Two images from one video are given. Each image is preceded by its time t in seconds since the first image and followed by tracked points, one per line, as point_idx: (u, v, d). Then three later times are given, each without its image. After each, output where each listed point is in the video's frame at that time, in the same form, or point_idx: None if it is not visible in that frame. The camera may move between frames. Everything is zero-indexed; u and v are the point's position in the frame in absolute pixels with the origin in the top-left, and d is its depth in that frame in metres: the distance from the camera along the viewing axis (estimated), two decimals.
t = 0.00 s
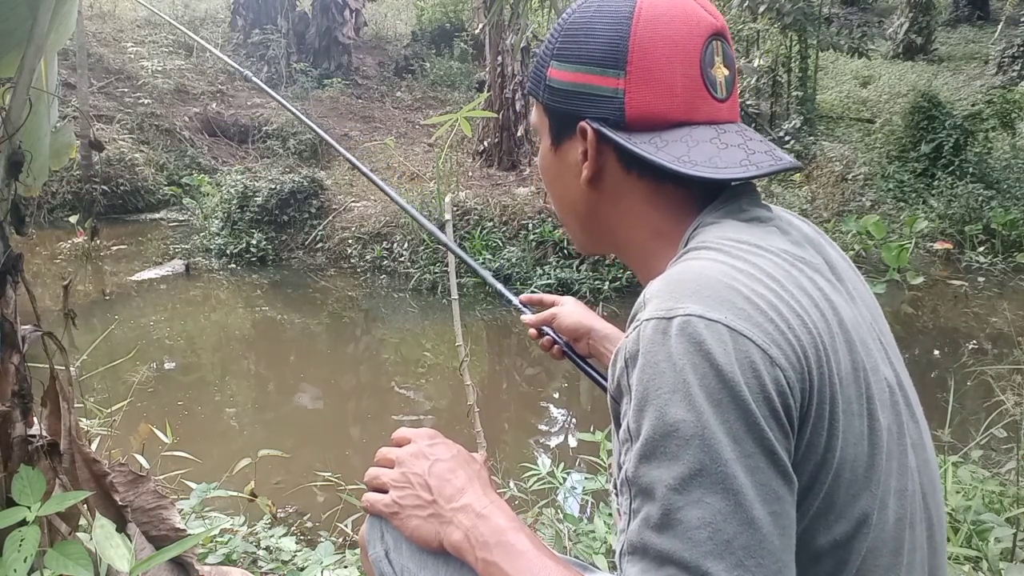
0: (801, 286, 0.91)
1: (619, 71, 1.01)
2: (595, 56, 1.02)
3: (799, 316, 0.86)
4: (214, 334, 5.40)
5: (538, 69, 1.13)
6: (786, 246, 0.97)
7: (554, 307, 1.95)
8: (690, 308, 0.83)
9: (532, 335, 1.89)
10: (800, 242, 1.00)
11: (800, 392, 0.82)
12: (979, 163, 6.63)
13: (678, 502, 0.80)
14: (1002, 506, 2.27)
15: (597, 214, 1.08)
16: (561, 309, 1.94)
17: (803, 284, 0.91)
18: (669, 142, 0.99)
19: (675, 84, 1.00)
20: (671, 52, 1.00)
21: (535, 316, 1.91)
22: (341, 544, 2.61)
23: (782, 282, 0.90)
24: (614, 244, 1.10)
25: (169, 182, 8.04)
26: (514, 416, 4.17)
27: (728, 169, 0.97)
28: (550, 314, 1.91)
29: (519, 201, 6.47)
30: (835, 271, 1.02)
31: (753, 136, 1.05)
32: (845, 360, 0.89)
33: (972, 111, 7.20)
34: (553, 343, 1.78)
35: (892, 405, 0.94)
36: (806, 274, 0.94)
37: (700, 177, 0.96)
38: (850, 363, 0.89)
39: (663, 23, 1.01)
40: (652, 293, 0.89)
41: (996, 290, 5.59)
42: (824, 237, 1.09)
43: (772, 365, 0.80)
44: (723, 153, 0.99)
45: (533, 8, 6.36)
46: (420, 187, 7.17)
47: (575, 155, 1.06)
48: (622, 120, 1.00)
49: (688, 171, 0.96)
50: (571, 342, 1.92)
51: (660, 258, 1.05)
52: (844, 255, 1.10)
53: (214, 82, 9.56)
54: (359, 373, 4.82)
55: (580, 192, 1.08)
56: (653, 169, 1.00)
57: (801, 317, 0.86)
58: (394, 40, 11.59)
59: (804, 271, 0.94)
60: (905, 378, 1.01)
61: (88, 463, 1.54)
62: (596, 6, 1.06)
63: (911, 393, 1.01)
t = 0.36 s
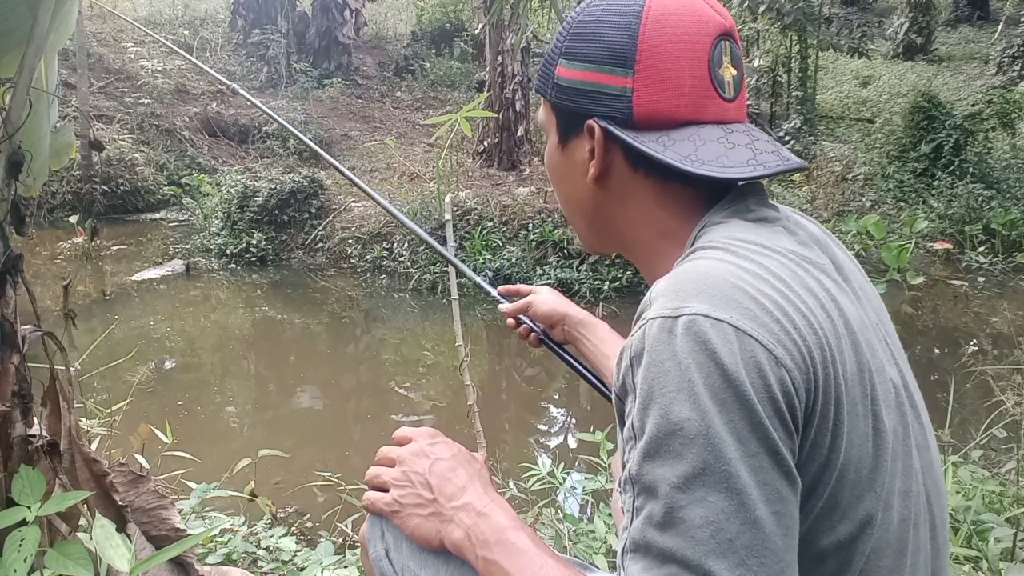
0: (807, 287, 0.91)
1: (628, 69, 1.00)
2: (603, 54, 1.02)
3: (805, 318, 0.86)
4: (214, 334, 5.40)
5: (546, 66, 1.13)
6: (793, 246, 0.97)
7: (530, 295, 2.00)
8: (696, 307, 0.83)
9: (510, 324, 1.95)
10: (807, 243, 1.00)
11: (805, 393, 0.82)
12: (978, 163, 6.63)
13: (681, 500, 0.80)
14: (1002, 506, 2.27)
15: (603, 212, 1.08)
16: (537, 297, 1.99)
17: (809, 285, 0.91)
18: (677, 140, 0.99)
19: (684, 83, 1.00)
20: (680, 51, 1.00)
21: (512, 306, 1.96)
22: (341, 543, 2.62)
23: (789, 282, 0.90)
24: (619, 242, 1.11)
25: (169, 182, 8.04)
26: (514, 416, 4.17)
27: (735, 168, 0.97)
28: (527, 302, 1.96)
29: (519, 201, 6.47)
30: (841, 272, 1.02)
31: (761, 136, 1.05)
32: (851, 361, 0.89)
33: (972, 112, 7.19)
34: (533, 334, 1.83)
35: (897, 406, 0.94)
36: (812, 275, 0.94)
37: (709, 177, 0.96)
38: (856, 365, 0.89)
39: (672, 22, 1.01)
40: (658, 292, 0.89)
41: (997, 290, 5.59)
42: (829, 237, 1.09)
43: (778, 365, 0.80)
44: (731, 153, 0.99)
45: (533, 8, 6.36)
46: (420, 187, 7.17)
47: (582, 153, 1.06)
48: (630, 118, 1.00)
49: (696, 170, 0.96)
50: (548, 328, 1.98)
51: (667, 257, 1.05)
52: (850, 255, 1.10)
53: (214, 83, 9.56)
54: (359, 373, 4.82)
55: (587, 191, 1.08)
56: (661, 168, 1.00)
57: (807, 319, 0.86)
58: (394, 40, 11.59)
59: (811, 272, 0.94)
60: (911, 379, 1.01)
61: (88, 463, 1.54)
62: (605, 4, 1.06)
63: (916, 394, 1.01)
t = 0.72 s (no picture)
0: (811, 290, 0.91)
1: (630, 69, 1.00)
2: (606, 53, 1.02)
3: (809, 321, 0.86)
4: (214, 334, 5.40)
5: (547, 64, 1.13)
6: (796, 248, 0.97)
7: (522, 295, 2.02)
8: (699, 310, 0.83)
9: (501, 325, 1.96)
10: (810, 244, 1.00)
11: (809, 397, 0.82)
12: (979, 163, 6.63)
13: (685, 505, 0.80)
14: (1001, 505, 2.27)
15: (604, 211, 1.08)
16: (529, 298, 2.00)
17: (813, 287, 0.91)
18: (679, 141, 0.99)
19: (686, 84, 1.00)
20: (683, 51, 1.00)
21: (504, 307, 1.98)
22: (341, 543, 2.62)
23: (794, 285, 0.89)
24: (620, 241, 1.10)
25: (169, 182, 8.04)
26: (514, 416, 4.17)
27: (737, 170, 0.97)
28: (517, 302, 1.98)
29: (519, 201, 6.47)
30: (844, 272, 1.02)
31: (763, 137, 1.05)
32: (854, 364, 0.89)
33: (972, 112, 7.19)
34: (522, 332, 1.84)
35: (901, 409, 0.94)
36: (816, 278, 0.94)
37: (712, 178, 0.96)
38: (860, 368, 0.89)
39: (676, 22, 1.01)
40: (661, 295, 0.89)
41: (997, 290, 5.60)
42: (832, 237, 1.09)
43: (782, 369, 0.80)
44: (733, 154, 0.99)
45: (533, 8, 6.36)
46: (420, 187, 7.17)
47: (584, 153, 1.06)
48: (632, 119, 1.00)
49: (699, 172, 0.96)
50: (540, 328, 1.99)
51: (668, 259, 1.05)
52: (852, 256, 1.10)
53: (214, 83, 9.57)
54: (359, 373, 4.82)
55: (588, 190, 1.08)
56: (662, 170, 1.00)
57: (812, 322, 0.86)
58: (394, 40, 11.59)
59: (815, 274, 0.94)
60: (914, 381, 1.01)
61: (88, 463, 1.54)
62: (609, 3, 1.06)
63: (919, 395, 1.01)
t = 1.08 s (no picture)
0: (809, 293, 0.91)
1: (626, 70, 1.00)
2: (603, 54, 1.02)
3: (808, 325, 0.86)
4: (214, 334, 5.40)
5: (544, 66, 1.13)
6: (793, 250, 0.97)
7: (521, 300, 2.01)
8: (697, 315, 0.83)
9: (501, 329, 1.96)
10: (808, 245, 1.00)
11: (808, 402, 0.82)
12: (979, 163, 6.63)
13: (683, 511, 0.80)
14: (1002, 505, 2.27)
15: (601, 213, 1.08)
16: (528, 301, 2.00)
17: (812, 289, 0.91)
18: (675, 143, 0.99)
19: (682, 85, 1.00)
20: (678, 52, 1.00)
21: (503, 311, 1.98)
22: (341, 543, 2.62)
23: (793, 288, 0.89)
24: (618, 243, 1.10)
25: (170, 182, 8.04)
26: (514, 416, 4.17)
27: (734, 171, 0.97)
28: (516, 307, 1.98)
29: (519, 201, 6.47)
30: (842, 273, 1.02)
31: (760, 138, 1.05)
32: (853, 368, 0.89)
33: (972, 112, 7.19)
34: (522, 336, 1.84)
35: (901, 411, 0.94)
36: (815, 280, 0.94)
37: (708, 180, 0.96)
38: (860, 372, 0.89)
39: (672, 23, 1.01)
40: (659, 299, 0.89)
41: (997, 290, 5.60)
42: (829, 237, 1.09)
43: (780, 374, 0.80)
44: (729, 155, 0.99)
45: (533, 8, 6.36)
46: (420, 187, 7.17)
47: (581, 154, 1.06)
48: (629, 121, 1.00)
49: (694, 174, 0.96)
50: (539, 333, 1.99)
51: (666, 261, 1.05)
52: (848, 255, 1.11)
53: (214, 83, 9.58)
54: (359, 373, 4.82)
55: (585, 191, 1.08)
56: (659, 172, 1.00)
57: (811, 325, 0.86)
58: (394, 40, 11.59)
59: (814, 277, 0.94)
60: (913, 381, 1.01)
61: (88, 463, 1.54)
62: (604, 3, 1.06)
63: (918, 394, 1.01)
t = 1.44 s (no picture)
0: (811, 296, 0.90)
1: (626, 70, 1.00)
2: (602, 54, 1.02)
3: (810, 330, 0.85)
4: (215, 334, 5.40)
5: (543, 65, 1.13)
6: (795, 252, 0.97)
7: (517, 295, 2.01)
8: (698, 320, 0.83)
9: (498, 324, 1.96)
10: (809, 246, 1.00)
11: (810, 407, 0.82)
12: (978, 163, 6.63)
13: (684, 518, 0.80)
14: (1002, 506, 2.27)
15: (601, 213, 1.08)
16: (524, 297, 2.00)
17: (813, 293, 0.91)
18: (675, 144, 0.99)
19: (681, 85, 1.00)
20: (678, 51, 1.00)
21: (499, 306, 1.97)
22: (341, 543, 2.62)
23: (794, 292, 0.89)
24: (617, 243, 1.10)
25: (170, 182, 8.04)
26: (514, 416, 4.17)
27: (734, 172, 0.97)
28: (512, 302, 1.97)
29: (519, 201, 6.47)
30: (843, 274, 1.02)
31: (760, 138, 1.05)
32: (855, 372, 0.88)
33: (972, 112, 7.19)
34: (519, 332, 1.84)
35: (902, 414, 0.94)
36: (816, 283, 0.93)
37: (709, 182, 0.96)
38: (861, 375, 0.89)
39: (671, 22, 1.01)
40: (660, 304, 0.89)
41: (997, 290, 5.60)
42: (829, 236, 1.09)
43: (782, 380, 0.80)
44: (730, 156, 0.99)
45: (534, 8, 6.36)
46: (420, 187, 7.17)
47: (580, 155, 1.06)
48: (628, 121, 1.00)
49: (694, 175, 0.96)
50: (535, 328, 1.99)
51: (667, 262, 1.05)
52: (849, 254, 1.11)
53: (214, 83, 9.59)
54: (359, 373, 4.82)
55: (584, 192, 1.08)
56: (659, 174, 1.00)
57: (812, 331, 0.86)
58: (394, 40, 11.59)
59: (814, 280, 0.94)
60: (915, 382, 1.01)
61: (88, 463, 1.54)
62: (603, 2, 1.05)
63: (919, 395, 1.01)
